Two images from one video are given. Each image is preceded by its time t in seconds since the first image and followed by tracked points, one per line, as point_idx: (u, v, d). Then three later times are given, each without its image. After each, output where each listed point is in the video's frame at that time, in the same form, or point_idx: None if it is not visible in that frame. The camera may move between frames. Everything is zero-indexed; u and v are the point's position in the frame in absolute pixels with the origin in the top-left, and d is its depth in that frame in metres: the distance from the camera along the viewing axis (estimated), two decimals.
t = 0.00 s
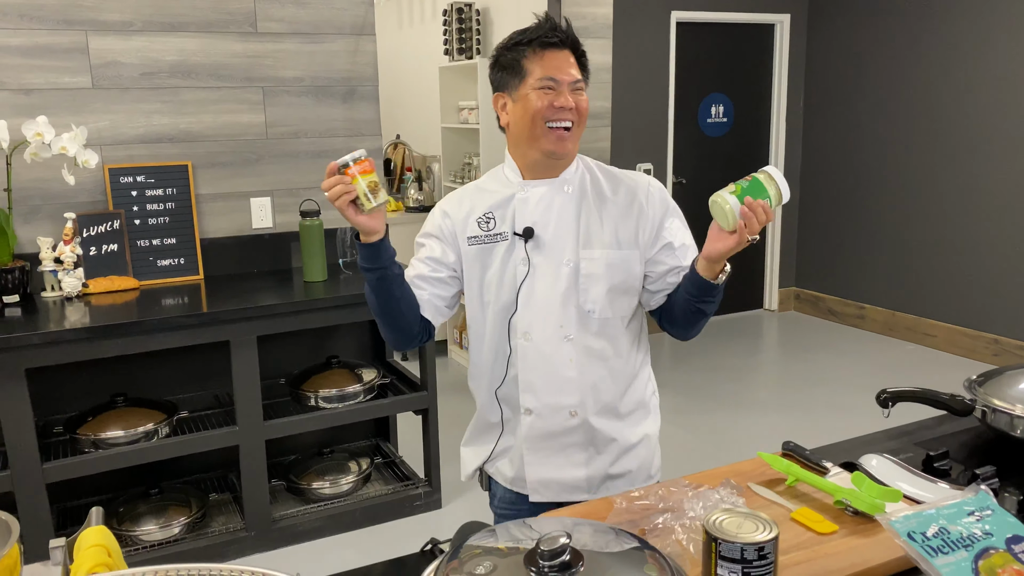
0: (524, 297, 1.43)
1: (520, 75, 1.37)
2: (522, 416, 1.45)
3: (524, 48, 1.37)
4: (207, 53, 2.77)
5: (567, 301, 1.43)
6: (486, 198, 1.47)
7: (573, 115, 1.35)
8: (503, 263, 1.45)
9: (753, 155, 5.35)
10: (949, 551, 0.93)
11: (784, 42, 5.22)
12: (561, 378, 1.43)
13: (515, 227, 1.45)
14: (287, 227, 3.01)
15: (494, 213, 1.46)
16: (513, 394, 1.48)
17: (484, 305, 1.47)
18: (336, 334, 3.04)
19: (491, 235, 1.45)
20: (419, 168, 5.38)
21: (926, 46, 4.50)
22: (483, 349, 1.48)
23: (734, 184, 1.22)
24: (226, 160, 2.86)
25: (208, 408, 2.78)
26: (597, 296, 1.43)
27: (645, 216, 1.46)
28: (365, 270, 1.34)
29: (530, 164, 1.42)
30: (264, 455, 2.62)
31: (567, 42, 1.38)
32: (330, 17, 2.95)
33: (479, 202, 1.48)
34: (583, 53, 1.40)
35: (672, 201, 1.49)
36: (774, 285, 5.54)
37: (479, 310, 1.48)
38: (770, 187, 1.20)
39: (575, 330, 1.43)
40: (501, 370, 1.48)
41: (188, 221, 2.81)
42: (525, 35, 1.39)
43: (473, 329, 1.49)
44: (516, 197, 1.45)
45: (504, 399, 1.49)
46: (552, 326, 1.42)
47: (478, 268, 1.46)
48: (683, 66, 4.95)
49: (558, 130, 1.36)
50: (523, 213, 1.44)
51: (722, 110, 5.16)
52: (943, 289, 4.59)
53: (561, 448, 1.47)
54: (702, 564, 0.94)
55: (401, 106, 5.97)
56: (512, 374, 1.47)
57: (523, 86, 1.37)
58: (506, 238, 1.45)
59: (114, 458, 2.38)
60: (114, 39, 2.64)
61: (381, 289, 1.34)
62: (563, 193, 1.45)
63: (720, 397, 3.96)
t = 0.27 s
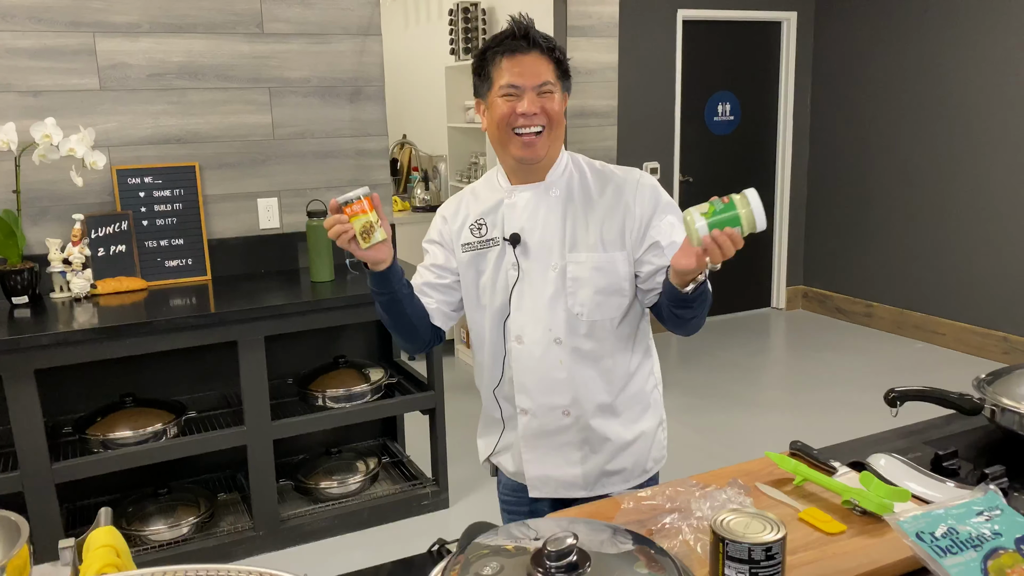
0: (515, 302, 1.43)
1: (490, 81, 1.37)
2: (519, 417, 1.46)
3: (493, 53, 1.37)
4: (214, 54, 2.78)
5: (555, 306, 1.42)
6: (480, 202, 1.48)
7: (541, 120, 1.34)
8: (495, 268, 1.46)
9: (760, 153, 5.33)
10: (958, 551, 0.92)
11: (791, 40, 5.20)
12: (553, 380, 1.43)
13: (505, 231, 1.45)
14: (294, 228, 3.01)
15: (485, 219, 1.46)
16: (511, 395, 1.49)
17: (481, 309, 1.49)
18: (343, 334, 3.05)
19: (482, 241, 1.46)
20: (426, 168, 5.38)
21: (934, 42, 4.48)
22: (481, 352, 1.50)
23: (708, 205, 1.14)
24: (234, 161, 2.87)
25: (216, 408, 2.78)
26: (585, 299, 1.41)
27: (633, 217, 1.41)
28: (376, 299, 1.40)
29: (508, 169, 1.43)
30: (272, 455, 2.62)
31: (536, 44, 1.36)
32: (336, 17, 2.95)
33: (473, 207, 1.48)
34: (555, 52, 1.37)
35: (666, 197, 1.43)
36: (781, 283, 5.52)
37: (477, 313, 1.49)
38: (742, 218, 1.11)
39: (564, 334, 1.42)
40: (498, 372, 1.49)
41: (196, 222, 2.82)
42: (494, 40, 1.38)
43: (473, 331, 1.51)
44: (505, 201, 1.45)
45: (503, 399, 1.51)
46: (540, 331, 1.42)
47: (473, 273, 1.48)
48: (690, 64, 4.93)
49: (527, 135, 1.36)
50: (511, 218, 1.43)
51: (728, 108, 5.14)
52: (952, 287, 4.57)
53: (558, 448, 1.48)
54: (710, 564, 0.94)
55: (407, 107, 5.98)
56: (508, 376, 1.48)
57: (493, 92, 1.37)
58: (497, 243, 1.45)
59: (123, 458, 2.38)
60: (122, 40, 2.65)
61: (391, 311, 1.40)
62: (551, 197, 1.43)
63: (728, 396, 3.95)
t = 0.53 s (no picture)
0: (528, 306, 1.44)
1: (512, 81, 1.37)
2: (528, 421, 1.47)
3: (515, 52, 1.36)
4: (216, 55, 2.79)
5: (569, 311, 1.43)
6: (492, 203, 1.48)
7: (558, 124, 1.34)
8: (506, 270, 1.46)
9: (762, 151, 5.33)
10: (957, 550, 0.93)
11: (793, 38, 5.19)
12: (565, 385, 1.44)
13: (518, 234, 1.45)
14: (297, 228, 3.02)
15: (499, 219, 1.46)
16: (518, 398, 1.49)
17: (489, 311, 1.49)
18: (346, 334, 3.06)
19: (495, 242, 1.46)
20: (429, 168, 5.39)
21: (937, 40, 4.47)
22: (488, 355, 1.50)
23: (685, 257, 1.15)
24: (236, 162, 2.88)
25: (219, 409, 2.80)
26: (598, 305, 1.42)
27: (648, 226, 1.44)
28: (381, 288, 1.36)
29: (525, 170, 1.44)
30: (276, 455, 2.63)
31: (561, 45, 1.34)
32: (337, 18, 2.96)
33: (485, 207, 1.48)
34: (581, 53, 1.35)
35: (679, 207, 1.46)
36: (784, 282, 5.52)
37: (485, 315, 1.49)
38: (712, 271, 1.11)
39: (578, 340, 1.43)
40: (505, 374, 1.50)
41: (199, 223, 2.83)
42: (519, 38, 1.36)
43: (479, 333, 1.51)
44: (519, 204, 1.45)
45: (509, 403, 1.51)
46: (554, 336, 1.43)
47: (484, 273, 1.48)
48: (692, 63, 4.93)
49: (542, 139, 1.36)
50: (525, 221, 1.44)
51: (730, 106, 5.14)
52: (955, 285, 4.56)
53: (567, 451, 1.49)
54: (710, 564, 0.95)
55: (410, 107, 5.99)
56: (516, 379, 1.48)
57: (512, 93, 1.36)
58: (510, 245, 1.46)
59: (127, 458, 2.40)
60: (125, 42, 2.66)
61: (398, 303, 1.37)
62: (568, 201, 1.44)
63: (731, 394, 3.95)
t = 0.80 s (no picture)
0: (569, 310, 1.37)
1: (560, 75, 1.32)
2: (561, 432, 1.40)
3: (566, 45, 1.32)
4: (216, 53, 2.78)
5: (616, 316, 1.38)
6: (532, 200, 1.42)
7: (607, 119, 1.29)
8: (545, 271, 1.40)
9: (763, 149, 5.32)
10: (959, 547, 0.92)
11: (793, 35, 5.18)
12: (606, 396, 1.39)
13: (560, 234, 1.39)
14: (297, 226, 3.02)
15: (541, 216, 1.40)
16: (546, 406, 1.42)
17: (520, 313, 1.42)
18: (346, 332, 3.06)
19: (536, 239, 1.40)
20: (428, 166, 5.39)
21: (937, 36, 4.46)
22: (516, 359, 1.43)
23: (800, 249, 1.12)
24: (236, 160, 2.87)
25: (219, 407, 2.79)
26: (644, 312, 1.38)
27: (698, 235, 1.40)
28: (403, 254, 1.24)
29: (570, 167, 1.39)
30: (276, 453, 2.63)
31: (614, 39, 1.30)
32: (337, 16, 2.95)
33: (523, 204, 1.42)
34: (634, 49, 1.31)
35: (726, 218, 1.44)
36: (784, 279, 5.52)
37: (514, 316, 1.42)
38: (834, 264, 1.10)
39: (623, 347, 1.38)
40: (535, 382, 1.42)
41: (198, 221, 2.82)
42: (571, 32, 1.32)
43: (506, 335, 1.43)
44: (564, 202, 1.39)
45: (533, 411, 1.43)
46: (598, 341, 1.37)
47: (519, 271, 1.41)
48: (691, 60, 4.93)
49: (590, 134, 1.31)
50: (570, 220, 1.38)
51: (730, 104, 5.13)
52: (955, 282, 4.56)
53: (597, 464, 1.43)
54: (711, 561, 0.95)
55: (409, 105, 5.98)
56: (548, 388, 1.41)
57: (560, 87, 1.32)
58: (552, 244, 1.39)
59: (127, 456, 2.39)
60: (124, 40, 2.65)
61: (419, 272, 1.25)
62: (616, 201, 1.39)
63: (732, 392, 3.95)
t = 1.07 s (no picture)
0: (616, 314, 1.36)
1: (606, 67, 1.33)
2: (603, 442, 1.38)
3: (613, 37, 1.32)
4: (214, 51, 2.78)
5: (663, 321, 1.37)
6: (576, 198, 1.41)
7: (651, 112, 1.29)
8: (591, 270, 1.38)
9: (761, 147, 5.32)
10: (956, 543, 0.93)
11: (791, 32, 5.18)
12: (651, 404, 1.37)
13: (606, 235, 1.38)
14: (295, 224, 3.02)
15: (587, 215, 1.40)
16: (585, 414, 1.39)
17: (564, 314, 1.40)
18: (345, 329, 3.06)
19: (581, 238, 1.38)
20: (426, 163, 5.39)
21: (935, 34, 4.46)
22: (557, 362, 1.40)
23: (867, 266, 1.15)
24: (234, 157, 2.87)
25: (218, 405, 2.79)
26: (690, 318, 1.38)
27: (745, 244, 1.41)
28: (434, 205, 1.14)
29: (612, 160, 1.38)
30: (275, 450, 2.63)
31: (662, 33, 1.30)
32: (335, 13, 2.95)
33: (568, 202, 1.41)
34: (682, 43, 1.30)
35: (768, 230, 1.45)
36: (782, 276, 5.52)
37: (556, 317, 1.40)
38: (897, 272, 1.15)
39: (671, 353, 1.37)
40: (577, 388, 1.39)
41: (197, 219, 2.82)
42: (619, 22, 1.32)
43: (546, 335, 1.41)
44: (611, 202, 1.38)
45: (571, 417, 1.40)
46: (645, 346, 1.36)
47: (562, 269, 1.39)
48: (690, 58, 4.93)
49: (633, 127, 1.30)
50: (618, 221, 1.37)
51: (729, 101, 5.12)
52: (953, 279, 4.57)
53: (635, 475, 1.41)
54: (710, 559, 0.95)
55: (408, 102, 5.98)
56: (590, 396, 1.39)
57: (606, 79, 1.32)
58: (598, 243, 1.38)
59: (126, 454, 2.39)
60: (122, 38, 2.65)
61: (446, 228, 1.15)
62: (664, 201, 1.38)
63: (730, 389, 3.96)
